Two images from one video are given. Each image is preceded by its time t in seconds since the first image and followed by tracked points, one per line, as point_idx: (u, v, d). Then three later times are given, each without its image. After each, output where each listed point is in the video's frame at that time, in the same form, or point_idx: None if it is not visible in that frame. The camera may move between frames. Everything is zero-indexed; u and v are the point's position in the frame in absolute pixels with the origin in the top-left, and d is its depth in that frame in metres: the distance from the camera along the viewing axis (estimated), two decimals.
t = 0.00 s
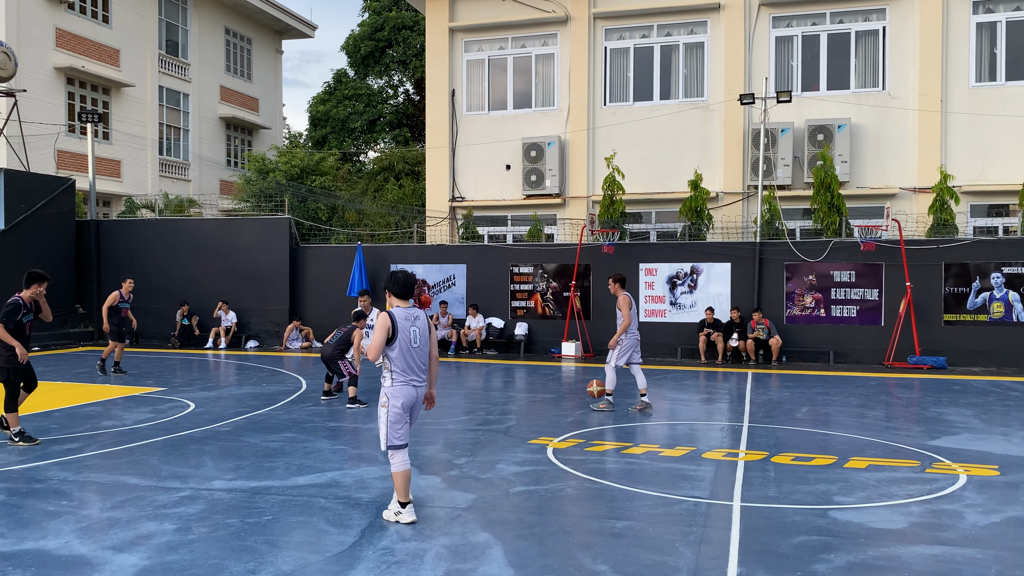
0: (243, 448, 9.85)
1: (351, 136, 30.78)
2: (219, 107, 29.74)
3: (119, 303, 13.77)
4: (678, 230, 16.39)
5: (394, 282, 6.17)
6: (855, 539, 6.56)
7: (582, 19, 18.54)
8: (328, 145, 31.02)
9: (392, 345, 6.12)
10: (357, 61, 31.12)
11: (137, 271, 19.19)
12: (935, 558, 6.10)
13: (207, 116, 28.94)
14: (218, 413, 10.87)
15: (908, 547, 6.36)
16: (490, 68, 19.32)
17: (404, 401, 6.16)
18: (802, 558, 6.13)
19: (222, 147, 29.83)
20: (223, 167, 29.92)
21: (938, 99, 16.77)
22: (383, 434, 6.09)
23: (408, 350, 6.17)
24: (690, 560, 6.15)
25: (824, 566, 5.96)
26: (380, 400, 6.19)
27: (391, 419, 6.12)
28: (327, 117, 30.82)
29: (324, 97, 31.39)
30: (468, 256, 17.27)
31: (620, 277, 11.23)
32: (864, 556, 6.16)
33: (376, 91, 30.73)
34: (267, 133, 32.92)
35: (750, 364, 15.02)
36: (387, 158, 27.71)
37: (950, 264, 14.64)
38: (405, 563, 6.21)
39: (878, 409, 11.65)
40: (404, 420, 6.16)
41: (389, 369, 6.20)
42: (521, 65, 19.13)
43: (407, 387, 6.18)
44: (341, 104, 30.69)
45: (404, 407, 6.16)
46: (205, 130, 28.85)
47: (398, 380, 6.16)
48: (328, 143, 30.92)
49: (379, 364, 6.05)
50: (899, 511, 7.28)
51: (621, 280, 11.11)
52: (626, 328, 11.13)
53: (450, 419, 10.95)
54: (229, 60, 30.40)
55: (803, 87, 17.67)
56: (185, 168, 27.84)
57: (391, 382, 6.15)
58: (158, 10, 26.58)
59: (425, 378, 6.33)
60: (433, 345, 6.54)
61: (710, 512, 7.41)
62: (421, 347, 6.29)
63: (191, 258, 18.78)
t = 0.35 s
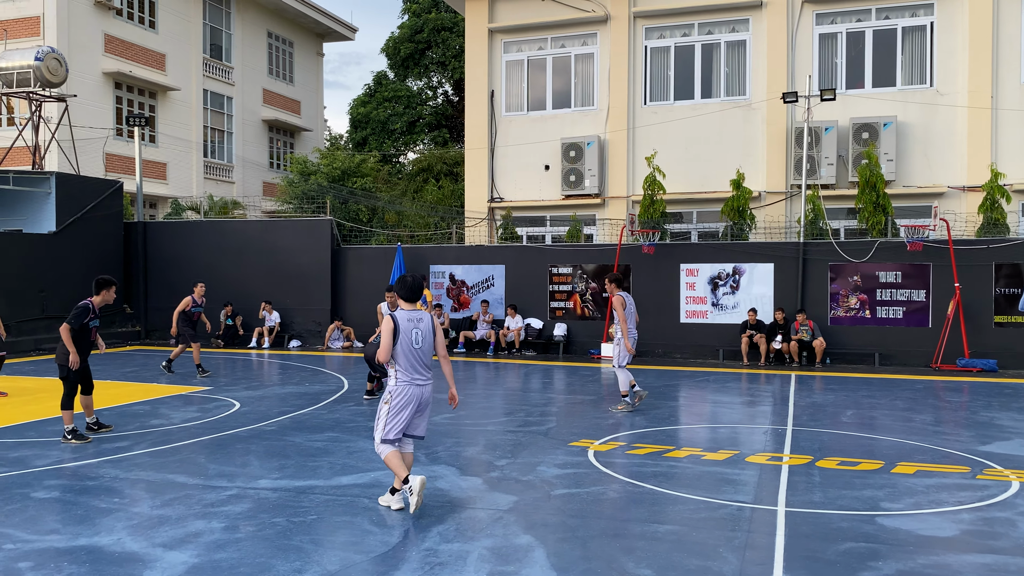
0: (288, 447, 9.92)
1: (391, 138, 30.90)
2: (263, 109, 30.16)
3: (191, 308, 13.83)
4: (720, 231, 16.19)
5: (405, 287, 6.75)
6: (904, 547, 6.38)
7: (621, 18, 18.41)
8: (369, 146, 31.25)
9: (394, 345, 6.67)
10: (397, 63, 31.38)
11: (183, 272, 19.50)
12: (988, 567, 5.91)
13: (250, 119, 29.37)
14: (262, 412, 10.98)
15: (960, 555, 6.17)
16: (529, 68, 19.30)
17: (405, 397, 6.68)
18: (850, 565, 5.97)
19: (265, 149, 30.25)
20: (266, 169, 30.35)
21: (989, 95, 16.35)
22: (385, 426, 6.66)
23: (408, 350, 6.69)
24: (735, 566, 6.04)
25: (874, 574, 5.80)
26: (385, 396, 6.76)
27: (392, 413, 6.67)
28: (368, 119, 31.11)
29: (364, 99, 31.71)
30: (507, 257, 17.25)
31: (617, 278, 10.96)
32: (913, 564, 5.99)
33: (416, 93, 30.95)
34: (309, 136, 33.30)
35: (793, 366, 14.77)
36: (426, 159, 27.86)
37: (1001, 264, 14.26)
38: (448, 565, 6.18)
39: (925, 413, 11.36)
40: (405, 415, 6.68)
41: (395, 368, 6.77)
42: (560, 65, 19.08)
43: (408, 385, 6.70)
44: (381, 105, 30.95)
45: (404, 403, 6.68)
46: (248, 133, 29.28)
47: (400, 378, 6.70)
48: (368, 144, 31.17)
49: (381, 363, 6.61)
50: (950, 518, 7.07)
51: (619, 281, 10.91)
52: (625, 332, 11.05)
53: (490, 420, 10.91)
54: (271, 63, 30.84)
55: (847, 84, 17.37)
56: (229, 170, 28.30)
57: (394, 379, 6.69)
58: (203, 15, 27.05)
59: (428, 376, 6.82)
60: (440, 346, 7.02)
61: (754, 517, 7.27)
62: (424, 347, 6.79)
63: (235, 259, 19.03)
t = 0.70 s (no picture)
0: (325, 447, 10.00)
1: (426, 139, 31.15)
2: (299, 111, 30.47)
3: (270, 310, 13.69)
4: (757, 231, 16.01)
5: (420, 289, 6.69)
6: (947, 554, 6.22)
7: (657, 17, 18.27)
8: (403, 147, 31.46)
9: (408, 345, 6.68)
10: (432, 64, 31.42)
11: (221, 273, 19.75)
12: None
13: (288, 122, 29.68)
14: (301, 411, 11.08)
15: (1006, 564, 6.00)
16: (563, 68, 19.25)
17: (420, 395, 6.69)
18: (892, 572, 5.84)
19: (301, 152, 30.56)
20: (303, 171, 30.69)
21: None
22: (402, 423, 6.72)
23: (422, 349, 6.68)
24: (774, 571, 5.93)
25: None
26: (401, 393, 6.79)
27: (408, 411, 6.70)
28: (403, 121, 31.27)
29: (400, 101, 31.88)
30: (541, 258, 17.22)
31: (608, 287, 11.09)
32: (958, 573, 5.84)
33: (450, 94, 31.06)
34: (345, 138, 33.61)
35: (832, 368, 14.54)
36: (460, 160, 27.93)
37: None
38: (484, 567, 6.16)
39: (969, 416, 11.09)
40: (417, 414, 6.69)
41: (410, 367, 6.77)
42: (595, 64, 19.00)
43: (423, 384, 6.70)
44: (416, 107, 31.10)
45: (419, 402, 6.69)
46: (286, 135, 29.62)
47: (415, 376, 6.71)
48: (403, 146, 31.32)
49: (395, 363, 6.63)
50: (995, 525, 6.89)
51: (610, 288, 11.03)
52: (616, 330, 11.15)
53: (525, 421, 10.89)
54: (308, 66, 31.17)
55: (887, 82, 17.09)
56: (268, 172, 28.66)
57: (409, 378, 6.71)
58: (241, 19, 27.41)
59: (444, 374, 6.80)
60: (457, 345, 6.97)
61: (793, 521, 7.15)
62: (439, 347, 6.75)
63: (273, 260, 19.24)
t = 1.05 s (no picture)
0: (359, 446, 10.07)
1: (458, 140, 31.05)
2: (333, 113, 30.71)
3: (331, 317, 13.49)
4: (792, 231, 15.82)
5: (447, 289, 6.84)
6: (985, 561, 6.10)
7: (690, 16, 18.14)
8: (435, 150, 31.30)
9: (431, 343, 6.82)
10: (463, 66, 31.59)
11: (257, 274, 19.98)
12: None
13: (321, 123, 29.93)
14: (334, 411, 11.18)
15: None
16: (595, 68, 19.19)
17: (443, 391, 6.73)
18: None
19: (335, 153, 30.82)
20: (337, 172, 30.95)
21: None
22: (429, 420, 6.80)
23: (443, 348, 6.77)
24: None
25: None
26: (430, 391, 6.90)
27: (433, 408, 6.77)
28: (435, 122, 31.39)
29: (432, 102, 31.98)
30: (572, 258, 17.20)
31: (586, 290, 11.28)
32: None
33: (481, 95, 31.16)
34: (377, 139, 33.86)
35: (868, 370, 14.32)
36: (491, 161, 27.98)
37: None
38: (516, 568, 6.16)
39: (1009, 420, 10.85)
40: (440, 412, 6.71)
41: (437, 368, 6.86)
42: (627, 63, 18.90)
43: (445, 381, 6.72)
44: (448, 108, 31.14)
45: (441, 399, 6.73)
46: (320, 137, 29.90)
47: (438, 374, 6.79)
48: (435, 147, 31.45)
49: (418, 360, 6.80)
50: None
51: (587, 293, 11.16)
52: (599, 329, 11.39)
53: (556, 423, 10.87)
54: (342, 68, 31.40)
55: (925, 79, 16.75)
56: (302, 174, 29.02)
57: (433, 376, 6.80)
58: (276, 22, 27.69)
59: (467, 371, 6.79)
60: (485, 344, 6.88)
61: (827, 526, 7.05)
62: (460, 346, 6.76)
63: (307, 260, 19.42)
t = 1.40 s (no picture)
0: (397, 446, 10.12)
1: (495, 140, 31.27)
2: (372, 115, 30.98)
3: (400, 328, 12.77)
4: (833, 231, 15.56)
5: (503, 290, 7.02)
6: None
7: (729, 14, 17.95)
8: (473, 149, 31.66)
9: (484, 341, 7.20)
10: (501, 66, 31.65)
11: (297, 274, 20.20)
12: None
13: (361, 125, 30.20)
14: (373, 411, 11.26)
15: None
16: (634, 67, 19.07)
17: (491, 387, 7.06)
18: None
19: (374, 154, 31.08)
20: (376, 174, 31.19)
21: None
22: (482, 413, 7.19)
23: (493, 345, 7.09)
24: None
25: None
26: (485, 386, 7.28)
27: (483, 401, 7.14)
28: (472, 123, 31.47)
29: (469, 103, 32.10)
30: (610, 259, 17.11)
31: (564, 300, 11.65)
32: None
33: (520, 95, 31.18)
34: (416, 140, 34.08)
35: (913, 373, 14.01)
36: (530, 161, 27.98)
37: None
38: (554, 571, 6.13)
39: None
40: (489, 405, 7.04)
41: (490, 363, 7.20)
42: (666, 61, 18.77)
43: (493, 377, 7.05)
44: (485, 108, 31.16)
45: (489, 393, 7.07)
46: (360, 138, 30.18)
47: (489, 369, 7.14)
48: (473, 147, 31.53)
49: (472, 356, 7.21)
50: None
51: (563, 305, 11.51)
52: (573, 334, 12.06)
53: (593, 425, 10.82)
54: (381, 70, 31.67)
55: (973, 75, 16.37)
56: (341, 175, 29.29)
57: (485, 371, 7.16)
58: (317, 25, 28.02)
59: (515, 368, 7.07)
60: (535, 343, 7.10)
61: (870, 532, 6.91)
62: (508, 344, 7.05)
63: (347, 261, 19.58)
